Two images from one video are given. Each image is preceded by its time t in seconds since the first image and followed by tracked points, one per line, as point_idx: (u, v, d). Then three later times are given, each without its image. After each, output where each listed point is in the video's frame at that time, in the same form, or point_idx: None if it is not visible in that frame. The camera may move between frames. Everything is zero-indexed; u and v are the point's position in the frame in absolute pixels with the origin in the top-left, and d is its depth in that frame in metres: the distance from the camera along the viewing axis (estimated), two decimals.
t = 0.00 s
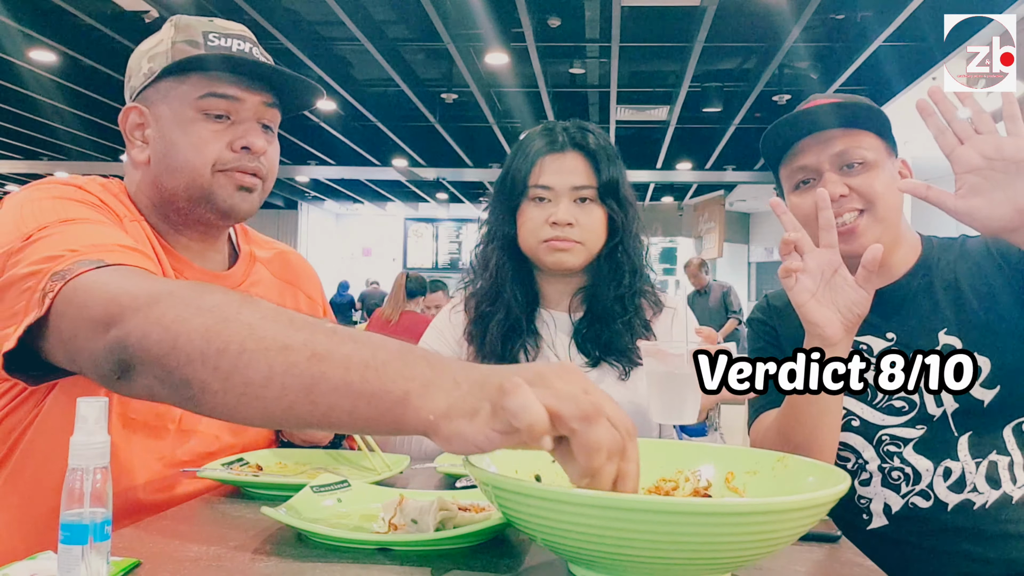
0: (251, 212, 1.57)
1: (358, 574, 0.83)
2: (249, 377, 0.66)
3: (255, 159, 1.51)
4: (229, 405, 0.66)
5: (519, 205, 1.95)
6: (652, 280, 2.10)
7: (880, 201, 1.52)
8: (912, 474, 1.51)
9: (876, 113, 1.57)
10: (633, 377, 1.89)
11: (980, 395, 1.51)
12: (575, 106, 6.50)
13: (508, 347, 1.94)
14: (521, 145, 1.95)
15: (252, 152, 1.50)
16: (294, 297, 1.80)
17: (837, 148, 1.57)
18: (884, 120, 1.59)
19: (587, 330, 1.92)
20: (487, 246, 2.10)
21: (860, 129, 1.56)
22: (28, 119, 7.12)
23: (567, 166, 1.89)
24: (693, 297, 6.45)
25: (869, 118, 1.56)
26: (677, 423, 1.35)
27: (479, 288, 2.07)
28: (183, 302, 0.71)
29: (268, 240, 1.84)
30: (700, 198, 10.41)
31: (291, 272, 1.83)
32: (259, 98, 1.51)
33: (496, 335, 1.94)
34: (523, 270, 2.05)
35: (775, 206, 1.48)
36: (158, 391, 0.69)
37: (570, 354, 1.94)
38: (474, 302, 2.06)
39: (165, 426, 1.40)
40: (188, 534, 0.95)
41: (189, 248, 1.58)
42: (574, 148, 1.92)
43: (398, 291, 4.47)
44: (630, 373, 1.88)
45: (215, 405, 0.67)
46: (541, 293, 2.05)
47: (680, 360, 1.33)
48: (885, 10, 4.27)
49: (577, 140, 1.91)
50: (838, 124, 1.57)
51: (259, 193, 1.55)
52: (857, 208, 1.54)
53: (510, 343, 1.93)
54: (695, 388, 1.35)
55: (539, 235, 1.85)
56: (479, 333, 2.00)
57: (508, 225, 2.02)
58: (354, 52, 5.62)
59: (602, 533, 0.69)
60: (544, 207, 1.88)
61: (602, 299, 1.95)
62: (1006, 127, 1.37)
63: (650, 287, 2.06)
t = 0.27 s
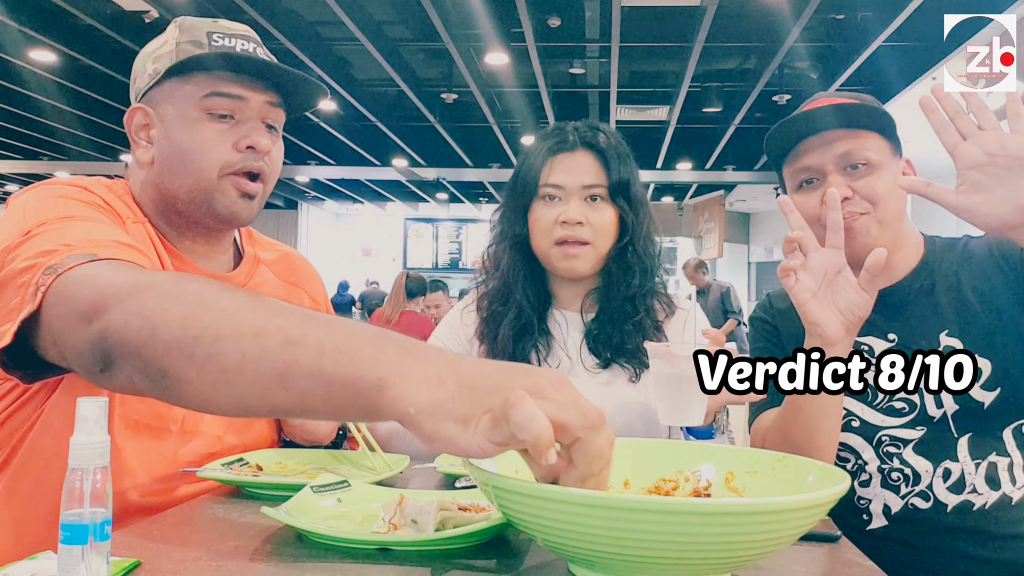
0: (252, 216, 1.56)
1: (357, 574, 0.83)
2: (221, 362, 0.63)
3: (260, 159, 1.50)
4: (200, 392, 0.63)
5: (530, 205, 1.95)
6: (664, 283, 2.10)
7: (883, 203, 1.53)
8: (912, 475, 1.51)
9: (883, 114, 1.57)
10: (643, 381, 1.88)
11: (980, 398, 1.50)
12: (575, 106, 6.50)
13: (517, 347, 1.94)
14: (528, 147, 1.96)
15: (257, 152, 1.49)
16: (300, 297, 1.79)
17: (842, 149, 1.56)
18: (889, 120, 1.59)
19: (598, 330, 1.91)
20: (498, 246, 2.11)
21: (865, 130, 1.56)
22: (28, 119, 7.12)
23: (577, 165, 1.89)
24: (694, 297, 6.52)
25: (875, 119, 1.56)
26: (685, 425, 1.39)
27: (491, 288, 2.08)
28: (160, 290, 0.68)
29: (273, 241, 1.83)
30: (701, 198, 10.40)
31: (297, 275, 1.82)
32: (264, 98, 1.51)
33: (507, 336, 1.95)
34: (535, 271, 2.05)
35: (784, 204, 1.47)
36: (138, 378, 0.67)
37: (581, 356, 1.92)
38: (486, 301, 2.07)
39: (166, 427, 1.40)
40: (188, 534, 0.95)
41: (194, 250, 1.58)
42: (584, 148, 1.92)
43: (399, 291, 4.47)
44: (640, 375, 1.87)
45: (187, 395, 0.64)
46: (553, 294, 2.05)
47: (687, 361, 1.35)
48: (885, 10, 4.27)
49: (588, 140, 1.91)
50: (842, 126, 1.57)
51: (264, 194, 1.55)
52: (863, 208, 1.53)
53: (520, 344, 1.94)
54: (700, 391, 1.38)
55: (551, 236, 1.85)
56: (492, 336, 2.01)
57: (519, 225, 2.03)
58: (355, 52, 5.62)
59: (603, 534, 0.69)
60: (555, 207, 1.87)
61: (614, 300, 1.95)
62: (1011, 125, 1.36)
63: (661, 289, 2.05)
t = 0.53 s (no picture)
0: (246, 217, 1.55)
1: (357, 574, 0.83)
2: (180, 337, 0.62)
3: (255, 157, 1.49)
4: (162, 368, 0.63)
5: (536, 206, 1.96)
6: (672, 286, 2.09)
7: (890, 201, 1.53)
8: (914, 475, 1.51)
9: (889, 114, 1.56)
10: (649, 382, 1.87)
11: (983, 399, 1.49)
12: (575, 106, 6.50)
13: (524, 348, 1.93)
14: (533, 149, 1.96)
15: (251, 150, 1.48)
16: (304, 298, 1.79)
17: (848, 148, 1.56)
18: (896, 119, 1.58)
19: (606, 331, 1.91)
20: (505, 247, 2.11)
21: (871, 130, 1.55)
22: (28, 119, 7.12)
23: (584, 166, 1.89)
24: (697, 296, 6.53)
25: (880, 119, 1.55)
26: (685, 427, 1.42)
27: (500, 289, 2.09)
28: (119, 268, 0.68)
29: (275, 242, 1.83)
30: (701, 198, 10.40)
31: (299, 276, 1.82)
32: (259, 96, 1.51)
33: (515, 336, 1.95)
34: (543, 272, 2.05)
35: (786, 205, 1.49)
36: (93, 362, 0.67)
37: (588, 357, 1.91)
38: (495, 303, 2.08)
39: (161, 425, 1.40)
40: (188, 535, 0.96)
41: (193, 247, 1.58)
42: (591, 149, 1.92)
43: (399, 292, 4.47)
44: (647, 378, 1.86)
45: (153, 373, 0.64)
46: (560, 294, 2.05)
47: (689, 364, 1.36)
48: (885, 10, 4.27)
49: (595, 141, 1.91)
50: (848, 125, 1.57)
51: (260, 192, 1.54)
52: (866, 206, 1.55)
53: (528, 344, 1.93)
54: (703, 393, 1.39)
55: (557, 237, 1.84)
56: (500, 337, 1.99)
57: (526, 226, 2.04)
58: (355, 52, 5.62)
59: (602, 533, 0.69)
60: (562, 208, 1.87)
61: (623, 301, 1.95)
62: (1016, 124, 1.37)
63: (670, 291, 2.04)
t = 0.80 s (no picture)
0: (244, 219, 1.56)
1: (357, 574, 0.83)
2: (179, 341, 0.63)
3: (257, 159, 1.49)
4: (162, 370, 0.63)
5: (539, 208, 1.96)
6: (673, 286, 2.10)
7: (892, 200, 1.52)
8: (915, 475, 1.51)
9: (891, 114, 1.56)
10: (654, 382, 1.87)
11: (984, 399, 1.49)
12: (575, 106, 6.50)
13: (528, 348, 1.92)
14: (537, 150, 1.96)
15: (253, 152, 1.48)
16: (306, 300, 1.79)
17: (851, 148, 1.56)
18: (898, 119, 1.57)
19: (611, 331, 1.91)
20: (509, 249, 2.10)
21: (873, 129, 1.56)
22: (28, 119, 7.12)
23: (586, 169, 1.89)
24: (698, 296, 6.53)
25: (881, 119, 1.55)
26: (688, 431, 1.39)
27: (503, 290, 2.09)
28: (117, 272, 0.69)
29: (275, 244, 1.83)
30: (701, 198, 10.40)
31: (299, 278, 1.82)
32: (261, 98, 1.51)
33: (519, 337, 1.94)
34: (543, 277, 2.04)
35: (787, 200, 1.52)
36: (93, 365, 0.68)
37: (592, 356, 1.91)
38: (499, 304, 2.08)
39: (159, 422, 1.40)
40: (188, 534, 0.96)
41: (193, 245, 1.58)
42: (594, 152, 1.91)
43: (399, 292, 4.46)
44: (651, 378, 1.86)
45: (156, 375, 0.64)
46: (564, 295, 2.04)
47: (691, 366, 1.36)
48: (885, 10, 4.27)
49: (598, 144, 1.90)
50: (849, 124, 1.57)
51: (261, 194, 1.53)
52: (867, 207, 1.54)
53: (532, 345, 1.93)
54: (708, 398, 1.37)
55: (559, 240, 1.84)
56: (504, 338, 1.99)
57: (529, 228, 2.04)
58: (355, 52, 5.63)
59: (601, 534, 0.69)
60: (563, 211, 1.87)
61: (628, 302, 1.95)
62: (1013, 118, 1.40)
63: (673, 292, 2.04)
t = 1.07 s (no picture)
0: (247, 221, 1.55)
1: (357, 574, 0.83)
2: (162, 337, 0.62)
3: (261, 162, 1.49)
4: (146, 369, 0.62)
5: (536, 210, 1.96)
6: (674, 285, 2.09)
7: (891, 200, 1.53)
8: (914, 476, 1.51)
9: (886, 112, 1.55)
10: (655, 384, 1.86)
11: (984, 399, 1.50)
12: (575, 106, 6.50)
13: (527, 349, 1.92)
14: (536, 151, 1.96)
15: (257, 155, 1.48)
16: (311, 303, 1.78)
17: (850, 148, 1.55)
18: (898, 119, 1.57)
19: (611, 332, 1.90)
20: (509, 248, 2.10)
21: (873, 129, 1.55)
22: (29, 119, 7.12)
23: (584, 172, 1.89)
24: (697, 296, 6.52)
25: (882, 118, 1.55)
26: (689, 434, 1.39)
27: (502, 290, 2.09)
28: (97, 271, 0.69)
29: (276, 244, 1.82)
30: (701, 198, 10.40)
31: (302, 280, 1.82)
32: (268, 101, 1.51)
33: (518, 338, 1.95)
34: (541, 279, 2.03)
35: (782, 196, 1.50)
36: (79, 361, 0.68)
37: (592, 357, 1.91)
38: (498, 305, 2.08)
39: (160, 420, 1.39)
40: (188, 534, 0.96)
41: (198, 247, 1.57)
42: (592, 155, 1.91)
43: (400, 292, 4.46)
44: (653, 380, 1.85)
45: (142, 373, 0.63)
46: (564, 294, 2.04)
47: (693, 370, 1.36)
48: (885, 10, 4.27)
49: (596, 147, 1.90)
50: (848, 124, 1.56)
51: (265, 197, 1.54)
52: (867, 206, 1.55)
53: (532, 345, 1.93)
54: (710, 399, 1.38)
55: (556, 242, 1.85)
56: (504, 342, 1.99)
57: (526, 229, 2.03)
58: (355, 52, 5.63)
59: (601, 533, 0.69)
60: (560, 215, 1.87)
61: (629, 304, 1.94)
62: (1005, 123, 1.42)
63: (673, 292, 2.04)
